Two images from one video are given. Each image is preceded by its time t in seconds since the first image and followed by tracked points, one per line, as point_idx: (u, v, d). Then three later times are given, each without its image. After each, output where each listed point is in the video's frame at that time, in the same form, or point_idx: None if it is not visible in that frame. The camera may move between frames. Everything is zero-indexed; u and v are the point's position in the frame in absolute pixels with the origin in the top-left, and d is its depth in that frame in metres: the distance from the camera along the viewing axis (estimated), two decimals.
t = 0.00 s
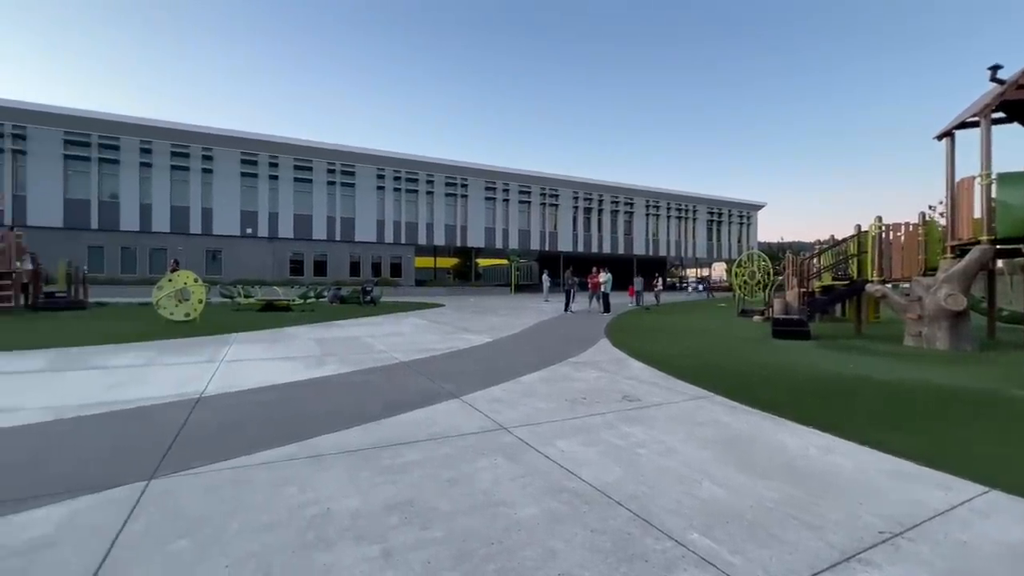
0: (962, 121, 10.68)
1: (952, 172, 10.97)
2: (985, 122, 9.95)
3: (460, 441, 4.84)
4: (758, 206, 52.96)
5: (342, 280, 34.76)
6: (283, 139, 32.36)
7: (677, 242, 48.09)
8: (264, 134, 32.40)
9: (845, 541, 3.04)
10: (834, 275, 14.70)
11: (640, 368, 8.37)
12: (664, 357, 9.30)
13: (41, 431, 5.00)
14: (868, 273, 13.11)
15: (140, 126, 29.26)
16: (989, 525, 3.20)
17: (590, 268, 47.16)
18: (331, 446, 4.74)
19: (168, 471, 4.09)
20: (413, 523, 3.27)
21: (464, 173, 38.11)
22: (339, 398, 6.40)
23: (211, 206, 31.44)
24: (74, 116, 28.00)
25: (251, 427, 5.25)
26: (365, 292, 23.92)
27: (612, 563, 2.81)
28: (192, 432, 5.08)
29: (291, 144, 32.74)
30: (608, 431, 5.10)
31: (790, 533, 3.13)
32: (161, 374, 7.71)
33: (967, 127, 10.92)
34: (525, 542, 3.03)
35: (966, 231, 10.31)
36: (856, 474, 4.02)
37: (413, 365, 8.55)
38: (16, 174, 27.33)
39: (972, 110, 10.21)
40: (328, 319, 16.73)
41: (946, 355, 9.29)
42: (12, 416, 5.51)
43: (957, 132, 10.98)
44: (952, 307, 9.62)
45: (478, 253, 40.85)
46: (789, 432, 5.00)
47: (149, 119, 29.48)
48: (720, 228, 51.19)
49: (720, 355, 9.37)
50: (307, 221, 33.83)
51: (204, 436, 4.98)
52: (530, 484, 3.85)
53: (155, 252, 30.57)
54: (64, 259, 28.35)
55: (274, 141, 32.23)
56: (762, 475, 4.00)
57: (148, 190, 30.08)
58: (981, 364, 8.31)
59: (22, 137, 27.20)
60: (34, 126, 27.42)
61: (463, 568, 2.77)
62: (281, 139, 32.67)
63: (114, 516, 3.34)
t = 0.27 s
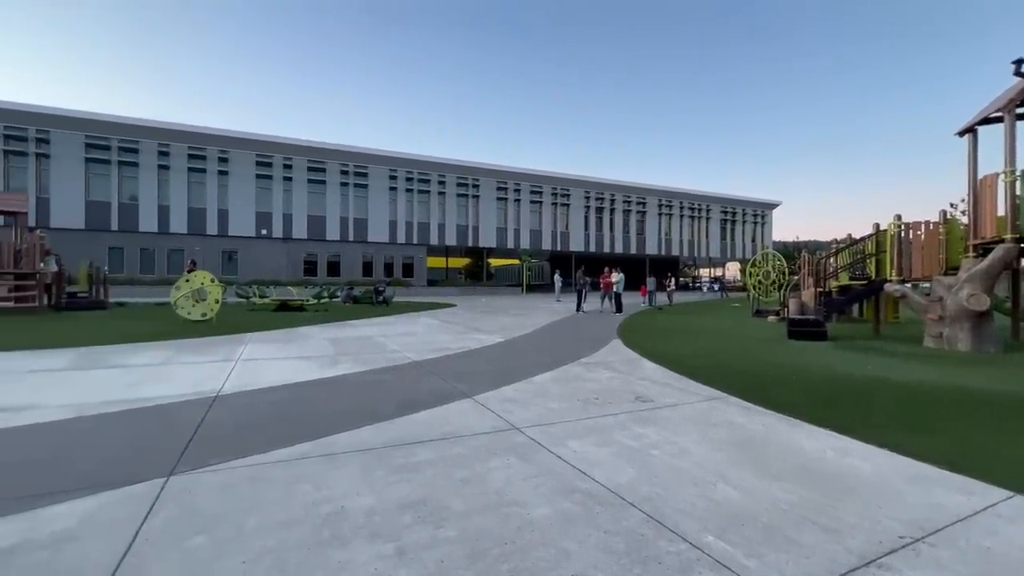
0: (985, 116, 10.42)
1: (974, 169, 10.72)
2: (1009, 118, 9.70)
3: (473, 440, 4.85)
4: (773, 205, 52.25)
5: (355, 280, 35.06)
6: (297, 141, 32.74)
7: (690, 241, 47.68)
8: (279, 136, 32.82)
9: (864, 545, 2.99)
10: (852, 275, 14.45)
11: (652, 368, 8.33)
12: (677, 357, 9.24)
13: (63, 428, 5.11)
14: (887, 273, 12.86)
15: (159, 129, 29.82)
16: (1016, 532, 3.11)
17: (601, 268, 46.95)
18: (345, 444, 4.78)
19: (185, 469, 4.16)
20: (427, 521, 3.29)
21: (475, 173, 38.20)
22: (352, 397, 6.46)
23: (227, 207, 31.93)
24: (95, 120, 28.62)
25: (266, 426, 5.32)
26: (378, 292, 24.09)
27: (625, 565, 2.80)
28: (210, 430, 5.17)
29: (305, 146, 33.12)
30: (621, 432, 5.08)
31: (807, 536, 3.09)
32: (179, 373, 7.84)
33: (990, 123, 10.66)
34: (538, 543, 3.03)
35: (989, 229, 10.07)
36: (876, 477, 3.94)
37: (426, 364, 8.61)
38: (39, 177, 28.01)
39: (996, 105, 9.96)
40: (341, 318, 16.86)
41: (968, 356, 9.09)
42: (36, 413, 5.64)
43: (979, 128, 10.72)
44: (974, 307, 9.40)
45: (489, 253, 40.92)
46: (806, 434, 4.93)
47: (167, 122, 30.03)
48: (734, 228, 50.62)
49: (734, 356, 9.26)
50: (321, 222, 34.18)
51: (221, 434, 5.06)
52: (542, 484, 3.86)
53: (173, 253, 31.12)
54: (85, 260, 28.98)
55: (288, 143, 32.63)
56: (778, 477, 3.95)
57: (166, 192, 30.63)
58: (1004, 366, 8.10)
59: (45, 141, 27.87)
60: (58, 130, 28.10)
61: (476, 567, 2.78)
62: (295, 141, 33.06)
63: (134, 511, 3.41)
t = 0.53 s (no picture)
0: (1008, 112, 10.18)
1: (996, 167, 10.47)
2: None
3: (485, 440, 4.86)
4: (787, 204, 51.55)
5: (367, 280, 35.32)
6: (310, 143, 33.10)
7: (702, 241, 47.24)
8: (292, 138, 33.19)
9: (883, 550, 2.94)
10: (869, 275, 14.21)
11: (664, 368, 8.27)
12: (690, 357, 9.19)
13: (85, 425, 5.23)
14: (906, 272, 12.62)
15: (176, 132, 30.33)
16: None
17: (612, 268, 46.75)
18: (358, 443, 4.82)
19: (202, 466, 4.22)
20: (439, 521, 3.30)
21: (486, 174, 38.26)
22: (365, 396, 6.52)
23: (242, 208, 32.37)
24: (114, 124, 29.21)
25: (281, 424, 5.38)
26: (389, 292, 24.24)
27: (638, 566, 2.78)
28: (226, 428, 5.25)
29: (318, 147, 33.46)
30: (634, 433, 5.05)
31: (823, 539, 3.04)
32: (196, 372, 7.97)
33: (1013, 119, 10.40)
34: (550, 543, 3.02)
35: (1012, 228, 9.82)
36: (894, 480, 3.88)
37: (437, 364, 8.66)
38: (60, 180, 28.66)
39: (1019, 100, 9.71)
40: (354, 318, 16.99)
41: (989, 357, 8.88)
42: (58, 411, 5.77)
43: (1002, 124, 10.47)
44: (996, 308, 9.19)
45: (500, 253, 40.97)
46: (822, 436, 4.86)
47: (184, 125, 30.54)
48: (748, 227, 50.03)
49: (748, 357, 9.16)
50: (333, 222, 34.49)
51: (237, 432, 5.13)
52: (554, 484, 3.85)
53: (189, 254, 31.63)
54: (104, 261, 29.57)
55: (301, 145, 33.00)
56: (793, 479, 3.90)
57: (183, 194, 31.15)
58: None
59: (66, 144, 28.52)
60: (79, 134, 28.74)
61: (489, 567, 2.78)
62: (308, 142, 33.41)
63: (152, 508, 3.47)
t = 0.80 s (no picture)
0: None
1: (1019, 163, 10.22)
2: None
3: (496, 440, 4.87)
4: (801, 203, 50.85)
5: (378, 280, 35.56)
6: (322, 145, 33.43)
7: (714, 241, 46.82)
8: (305, 140, 33.55)
9: (901, 553, 2.89)
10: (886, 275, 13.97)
11: (676, 369, 8.22)
12: (702, 358, 9.12)
13: (104, 423, 5.34)
14: (924, 272, 12.39)
15: (191, 135, 30.82)
16: None
17: (623, 268, 46.53)
18: (370, 442, 4.85)
19: (217, 463, 4.29)
20: (451, 520, 3.32)
21: (497, 174, 38.31)
22: (376, 396, 6.56)
23: (255, 210, 32.79)
24: (131, 127, 29.77)
25: (294, 423, 5.44)
26: (400, 292, 24.38)
27: (650, 567, 2.77)
28: (241, 426, 5.32)
29: (330, 149, 33.79)
30: (645, 434, 5.02)
31: (840, 543, 3.00)
32: (211, 370, 8.09)
33: None
34: (562, 543, 3.01)
35: None
36: (913, 483, 3.80)
37: (449, 363, 8.70)
38: (80, 182, 29.27)
39: None
40: (365, 318, 17.11)
41: (1011, 359, 8.68)
42: (79, 408, 5.91)
43: None
44: (1019, 308, 8.97)
45: (510, 253, 40.99)
46: (837, 438, 4.78)
47: (199, 128, 31.03)
48: (761, 226, 49.45)
49: (761, 358, 9.06)
50: (345, 223, 34.79)
51: (251, 430, 5.20)
52: (565, 484, 3.85)
53: (204, 254, 32.11)
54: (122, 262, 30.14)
55: (313, 146, 33.34)
56: (808, 482, 3.85)
57: (198, 195, 31.64)
58: None
59: (85, 147, 29.13)
60: (98, 137, 29.35)
61: (500, 566, 2.78)
62: (320, 144, 33.74)
63: (170, 504, 3.53)
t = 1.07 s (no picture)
0: None
1: None
2: None
3: (507, 440, 4.87)
4: (815, 202, 50.17)
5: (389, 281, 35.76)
6: (334, 146, 33.71)
7: (725, 240, 46.39)
8: (317, 142, 33.84)
9: (919, 559, 2.84)
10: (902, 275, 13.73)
11: (688, 370, 8.16)
12: (714, 359, 9.04)
13: (123, 420, 5.44)
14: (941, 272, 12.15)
15: (205, 137, 31.24)
16: None
17: (633, 268, 46.30)
18: (382, 441, 4.88)
19: (232, 461, 4.35)
20: (463, 519, 3.33)
21: (506, 174, 38.33)
22: (388, 395, 6.60)
23: (268, 211, 33.15)
24: (147, 130, 30.28)
25: (308, 421, 5.51)
26: (411, 292, 24.50)
27: (662, 569, 2.76)
28: (255, 425, 5.39)
29: (341, 150, 34.05)
30: (657, 435, 4.99)
31: (855, 547, 2.96)
32: (226, 369, 8.21)
33: None
34: (573, 544, 3.01)
35: None
36: (932, 488, 3.74)
37: (459, 363, 8.73)
38: (98, 185, 29.82)
39: None
40: (376, 318, 17.21)
41: None
42: (98, 406, 6.02)
43: None
44: None
45: (520, 253, 40.99)
46: (853, 441, 4.71)
47: (213, 130, 31.46)
48: (773, 226, 48.88)
49: (774, 359, 8.94)
50: (356, 223, 35.03)
51: (266, 428, 5.27)
52: (577, 485, 3.84)
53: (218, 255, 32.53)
54: (138, 262, 30.64)
55: (325, 148, 33.63)
56: (823, 485, 3.80)
57: (212, 197, 32.05)
58: None
59: (103, 150, 29.67)
60: (115, 140, 29.86)
61: (512, 566, 2.79)
62: (332, 145, 34.02)
63: (187, 500, 3.59)
